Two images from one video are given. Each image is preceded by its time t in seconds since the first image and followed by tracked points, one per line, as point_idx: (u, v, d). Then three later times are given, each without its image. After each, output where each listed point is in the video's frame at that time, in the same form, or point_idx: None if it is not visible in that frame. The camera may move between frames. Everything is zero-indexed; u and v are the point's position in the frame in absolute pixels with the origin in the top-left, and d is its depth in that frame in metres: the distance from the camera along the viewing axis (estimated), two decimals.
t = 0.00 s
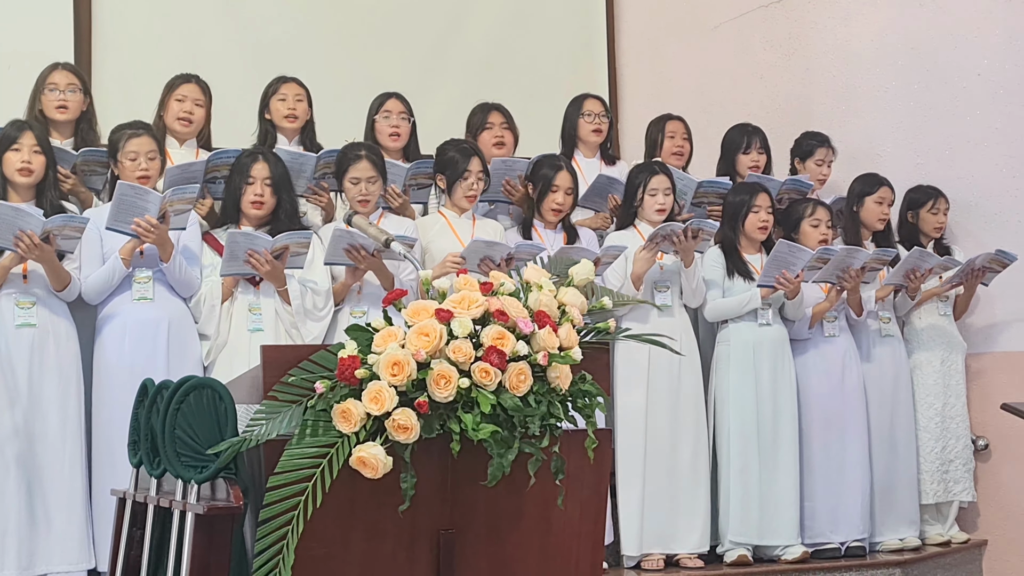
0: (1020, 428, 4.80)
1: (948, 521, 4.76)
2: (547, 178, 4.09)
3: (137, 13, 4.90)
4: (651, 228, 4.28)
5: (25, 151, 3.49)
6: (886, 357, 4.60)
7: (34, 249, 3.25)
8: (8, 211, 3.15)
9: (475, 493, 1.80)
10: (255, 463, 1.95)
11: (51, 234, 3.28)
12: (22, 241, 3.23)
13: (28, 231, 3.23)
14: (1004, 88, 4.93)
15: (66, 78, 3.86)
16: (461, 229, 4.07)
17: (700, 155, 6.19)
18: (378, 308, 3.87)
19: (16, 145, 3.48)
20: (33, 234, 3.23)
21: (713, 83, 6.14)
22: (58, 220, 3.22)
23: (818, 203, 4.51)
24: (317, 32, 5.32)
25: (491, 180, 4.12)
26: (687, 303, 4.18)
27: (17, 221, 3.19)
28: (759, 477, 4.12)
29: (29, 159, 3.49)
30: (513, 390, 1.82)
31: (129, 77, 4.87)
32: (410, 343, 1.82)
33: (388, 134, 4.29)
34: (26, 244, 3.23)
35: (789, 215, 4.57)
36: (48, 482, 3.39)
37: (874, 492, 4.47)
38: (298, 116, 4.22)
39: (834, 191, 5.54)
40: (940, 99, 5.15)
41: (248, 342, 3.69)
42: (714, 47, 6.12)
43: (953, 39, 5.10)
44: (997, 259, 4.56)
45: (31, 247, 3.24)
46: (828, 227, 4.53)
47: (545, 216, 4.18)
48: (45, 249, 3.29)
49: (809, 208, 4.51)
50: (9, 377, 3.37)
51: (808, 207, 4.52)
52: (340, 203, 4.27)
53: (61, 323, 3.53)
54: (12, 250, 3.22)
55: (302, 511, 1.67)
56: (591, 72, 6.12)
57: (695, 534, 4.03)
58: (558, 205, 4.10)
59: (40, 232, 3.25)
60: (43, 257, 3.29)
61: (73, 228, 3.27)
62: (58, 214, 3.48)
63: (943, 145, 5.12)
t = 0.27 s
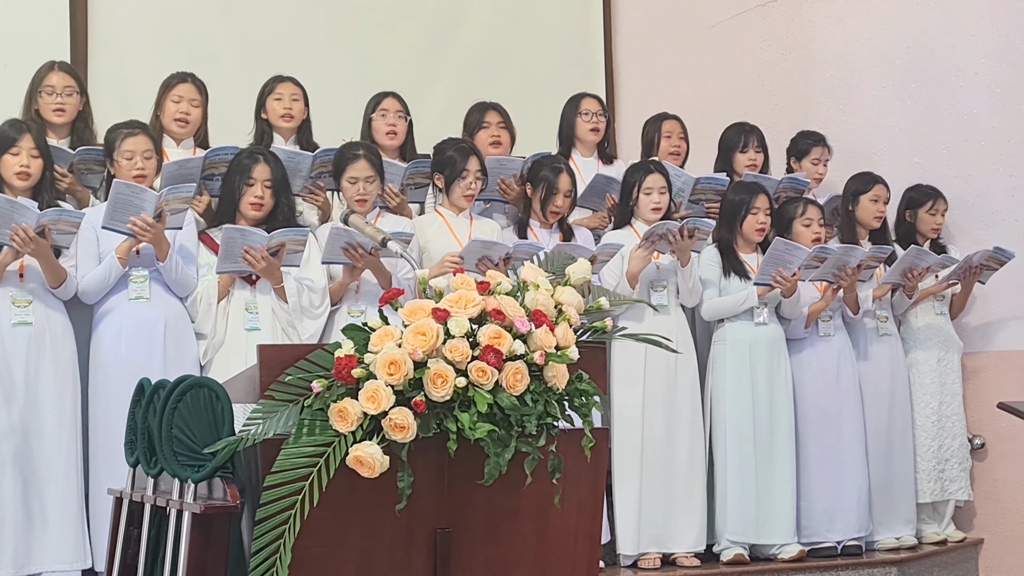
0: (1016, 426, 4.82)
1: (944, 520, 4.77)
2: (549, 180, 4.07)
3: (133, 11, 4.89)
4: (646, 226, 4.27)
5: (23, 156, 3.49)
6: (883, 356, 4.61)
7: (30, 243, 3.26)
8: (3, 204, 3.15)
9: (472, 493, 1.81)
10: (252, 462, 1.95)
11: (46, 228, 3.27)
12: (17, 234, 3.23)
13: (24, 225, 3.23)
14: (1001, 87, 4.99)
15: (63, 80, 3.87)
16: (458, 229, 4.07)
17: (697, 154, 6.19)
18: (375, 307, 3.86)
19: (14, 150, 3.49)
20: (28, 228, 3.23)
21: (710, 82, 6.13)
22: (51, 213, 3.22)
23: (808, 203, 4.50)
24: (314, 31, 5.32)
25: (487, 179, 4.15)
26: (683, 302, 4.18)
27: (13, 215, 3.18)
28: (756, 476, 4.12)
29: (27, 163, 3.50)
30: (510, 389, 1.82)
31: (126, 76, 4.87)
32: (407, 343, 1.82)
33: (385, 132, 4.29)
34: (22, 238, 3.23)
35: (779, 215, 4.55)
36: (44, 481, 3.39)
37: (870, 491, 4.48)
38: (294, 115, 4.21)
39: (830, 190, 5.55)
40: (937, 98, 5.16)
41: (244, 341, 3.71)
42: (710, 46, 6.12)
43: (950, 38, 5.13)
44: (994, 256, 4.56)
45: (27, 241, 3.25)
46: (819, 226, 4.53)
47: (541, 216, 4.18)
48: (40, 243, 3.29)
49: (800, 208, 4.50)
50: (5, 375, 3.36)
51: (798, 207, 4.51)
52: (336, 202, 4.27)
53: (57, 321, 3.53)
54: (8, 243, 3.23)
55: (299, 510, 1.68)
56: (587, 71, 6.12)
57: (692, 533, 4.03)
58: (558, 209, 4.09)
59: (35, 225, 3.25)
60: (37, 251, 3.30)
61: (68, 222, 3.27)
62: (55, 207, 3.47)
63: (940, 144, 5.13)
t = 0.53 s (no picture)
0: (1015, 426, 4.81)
1: (943, 519, 4.77)
2: (549, 180, 4.06)
3: (131, 10, 4.89)
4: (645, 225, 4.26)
5: (22, 157, 3.48)
6: (882, 356, 4.61)
7: (28, 239, 3.24)
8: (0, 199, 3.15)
9: (471, 492, 1.81)
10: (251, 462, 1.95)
11: (44, 224, 3.26)
12: (15, 230, 3.22)
13: (21, 221, 3.22)
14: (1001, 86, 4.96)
15: (62, 84, 3.87)
16: (457, 228, 4.07)
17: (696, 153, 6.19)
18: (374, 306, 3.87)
19: (13, 150, 3.48)
20: (25, 224, 3.22)
21: (709, 81, 6.12)
22: (49, 208, 3.19)
23: (807, 203, 4.50)
24: (313, 30, 5.32)
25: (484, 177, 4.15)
26: (683, 301, 4.17)
27: (10, 209, 3.19)
28: (755, 475, 4.12)
29: (26, 164, 3.49)
30: (509, 389, 1.81)
31: (124, 75, 4.86)
32: (406, 343, 1.81)
33: (384, 131, 4.28)
34: (19, 234, 3.22)
35: (778, 215, 4.56)
36: (42, 480, 3.39)
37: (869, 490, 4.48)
38: (292, 115, 4.21)
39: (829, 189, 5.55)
40: (937, 97, 5.16)
41: (243, 341, 3.69)
42: (710, 45, 6.11)
43: (950, 37, 5.12)
44: (993, 256, 4.55)
45: (25, 237, 3.23)
46: (817, 226, 4.53)
47: (540, 215, 4.17)
48: (38, 239, 3.28)
49: (797, 208, 4.50)
50: (3, 375, 3.36)
51: (796, 208, 4.51)
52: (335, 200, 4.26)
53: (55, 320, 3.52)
54: (5, 239, 3.22)
55: (298, 510, 1.68)
56: (586, 70, 6.12)
57: (691, 533, 4.03)
58: (557, 209, 4.09)
59: (33, 222, 3.24)
60: (35, 247, 3.29)
61: (65, 220, 3.25)
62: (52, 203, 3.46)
63: (940, 143, 5.13)
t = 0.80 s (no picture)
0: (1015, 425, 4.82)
1: (944, 519, 4.77)
2: (550, 179, 4.06)
3: (131, 10, 4.88)
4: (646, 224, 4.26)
5: (21, 157, 3.48)
6: (881, 355, 4.61)
7: (27, 239, 3.24)
8: None
9: (471, 492, 1.80)
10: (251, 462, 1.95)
11: (43, 224, 3.25)
12: (14, 230, 3.21)
13: (20, 221, 3.21)
14: (1001, 85, 4.98)
15: (63, 86, 3.86)
16: (458, 228, 4.06)
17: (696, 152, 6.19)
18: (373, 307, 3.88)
19: (12, 150, 3.48)
20: (25, 224, 3.21)
21: (709, 80, 6.12)
22: (48, 208, 3.19)
23: (810, 201, 4.50)
24: (313, 29, 5.31)
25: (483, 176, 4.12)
26: (683, 301, 4.17)
27: (9, 209, 3.18)
28: (755, 475, 4.12)
29: (25, 164, 3.49)
30: (509, 389, 1.81)
31: (123, 75, 4.86)
32: (406, 342, 1.81)
33: (384, 130, 4.28)
34: (18, 234, 3.21)
35: (780, 214, 4.55)
36: (43, 481, 3.39)
37: (869, 489, 4.47)
38: (294, 114, 4.21)
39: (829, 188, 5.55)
40: (937, 97, 5.16)
41: (243, 340, 3.69)
42: (710, 44, 6.11)
43: (950, 36, 5.12)
44: (992, 256, 4.55)
45: (24, 237, 3.23)
46: (819, 225, 4.53)
47: (541, 215, 4.17)
48: (37, 239, 3.28)
49: (800, 207, 4.50)
50: (3, 375, 3.35)
51: (800, 207, 4.51)
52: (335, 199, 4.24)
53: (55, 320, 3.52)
54: (4, 239, 3.21)
55: (298, 510, 1.68)
56: (586, 69, 6.11)
57: (691, 533, 4.03)
58: (557, 209, 4.09)
59: (32, 221, 3.23)
60: (34, 246, 3.29)
61: (64, 219, 3.24)
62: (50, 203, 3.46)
63: (940, 142, 5.13)
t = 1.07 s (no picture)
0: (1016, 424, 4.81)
1: (945, 518, 4.76)
2: (551, 179, 4.06)
3: (132, 9, 4.88)
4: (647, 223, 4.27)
5: (21, 155, 3.48)
6: (882, 355, 4.61)
7: (26, 240, 3.24)
8: None
9: (472, 491, 1.80)
10: (252, 462, 1.94)
11: (43, 225, 3.25)
12: (14, 230, 3.22)
13: (20, 222, 3.22)
14: (1004, 84, 4.97)
15: (67, 87, 3.87)
16: (459, 227, 4.06)
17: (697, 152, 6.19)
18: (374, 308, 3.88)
19: (12, 148, 3.47)
20: (25, 224, 3.22)
21: (710, 79, 6.11)
22: (48, 210, 3.18)
23: (812, 200, 4.51)
24: (314, 28, 5.31)
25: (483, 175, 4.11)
26: (684, 301, 4.17)
27: (9, 211, 3.19)
28: (756, 474, 4.12)
29: (25, 163, 3.48)
30: (510, 388, 1.81)
31: (124, 74, 4.85)
32: (407, 342, 1.81)
33: (384, 130, 4.27)
34: (18, 234, 3.22)
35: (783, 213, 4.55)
36: (43, 480, 3.38)
37: (870, 489, 4.47)
38: (296, 113, 4.21)
39: (830, 187, 5.55)
40: (938, 96, 5.16)
41: (244, 340, 3.69)
42: (710, 43, 6.10)
43: (951, 35, 5.12)
44: (993, 256, 4.55)
45: (24, 238, 3.23)
46: (823, 223, 4.54)
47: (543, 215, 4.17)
48: (37, 240, 3.28)
49: (804, 204, 4.51)
50: (3, 374, 3.35)
51: (803, 205, 4.52)
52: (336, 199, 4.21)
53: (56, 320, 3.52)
54: (4, 240, 3.22)
55: (299, 510, 1.68)
56: (587, 68, 6.11)
57: (692, 532, 4.03)
58: (558, 207, 4.09)
59: (32, 222, 3.23)
60: (34, 247, 3.29)
61: (65, 220, 3.23)
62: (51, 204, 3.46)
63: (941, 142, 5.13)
